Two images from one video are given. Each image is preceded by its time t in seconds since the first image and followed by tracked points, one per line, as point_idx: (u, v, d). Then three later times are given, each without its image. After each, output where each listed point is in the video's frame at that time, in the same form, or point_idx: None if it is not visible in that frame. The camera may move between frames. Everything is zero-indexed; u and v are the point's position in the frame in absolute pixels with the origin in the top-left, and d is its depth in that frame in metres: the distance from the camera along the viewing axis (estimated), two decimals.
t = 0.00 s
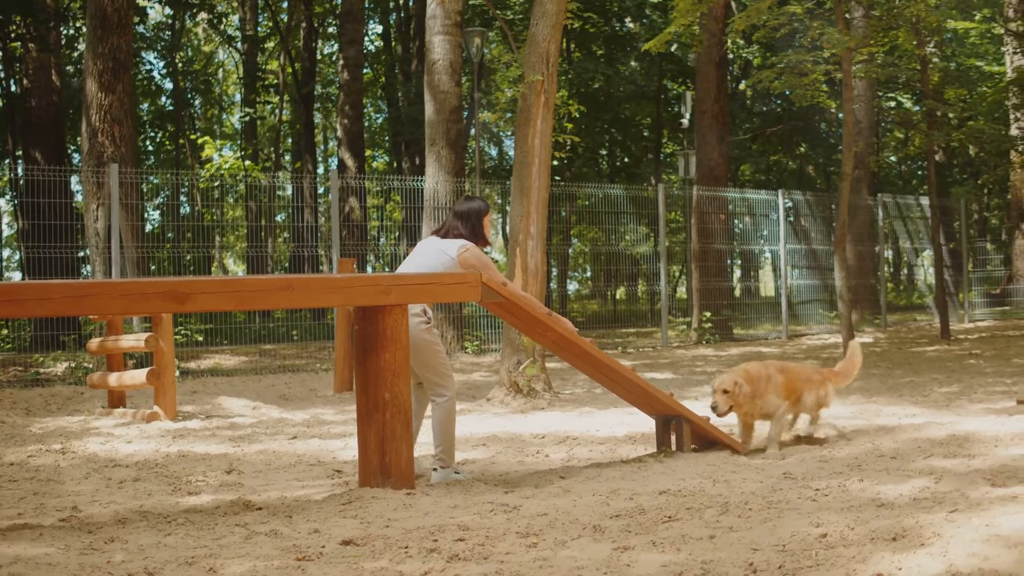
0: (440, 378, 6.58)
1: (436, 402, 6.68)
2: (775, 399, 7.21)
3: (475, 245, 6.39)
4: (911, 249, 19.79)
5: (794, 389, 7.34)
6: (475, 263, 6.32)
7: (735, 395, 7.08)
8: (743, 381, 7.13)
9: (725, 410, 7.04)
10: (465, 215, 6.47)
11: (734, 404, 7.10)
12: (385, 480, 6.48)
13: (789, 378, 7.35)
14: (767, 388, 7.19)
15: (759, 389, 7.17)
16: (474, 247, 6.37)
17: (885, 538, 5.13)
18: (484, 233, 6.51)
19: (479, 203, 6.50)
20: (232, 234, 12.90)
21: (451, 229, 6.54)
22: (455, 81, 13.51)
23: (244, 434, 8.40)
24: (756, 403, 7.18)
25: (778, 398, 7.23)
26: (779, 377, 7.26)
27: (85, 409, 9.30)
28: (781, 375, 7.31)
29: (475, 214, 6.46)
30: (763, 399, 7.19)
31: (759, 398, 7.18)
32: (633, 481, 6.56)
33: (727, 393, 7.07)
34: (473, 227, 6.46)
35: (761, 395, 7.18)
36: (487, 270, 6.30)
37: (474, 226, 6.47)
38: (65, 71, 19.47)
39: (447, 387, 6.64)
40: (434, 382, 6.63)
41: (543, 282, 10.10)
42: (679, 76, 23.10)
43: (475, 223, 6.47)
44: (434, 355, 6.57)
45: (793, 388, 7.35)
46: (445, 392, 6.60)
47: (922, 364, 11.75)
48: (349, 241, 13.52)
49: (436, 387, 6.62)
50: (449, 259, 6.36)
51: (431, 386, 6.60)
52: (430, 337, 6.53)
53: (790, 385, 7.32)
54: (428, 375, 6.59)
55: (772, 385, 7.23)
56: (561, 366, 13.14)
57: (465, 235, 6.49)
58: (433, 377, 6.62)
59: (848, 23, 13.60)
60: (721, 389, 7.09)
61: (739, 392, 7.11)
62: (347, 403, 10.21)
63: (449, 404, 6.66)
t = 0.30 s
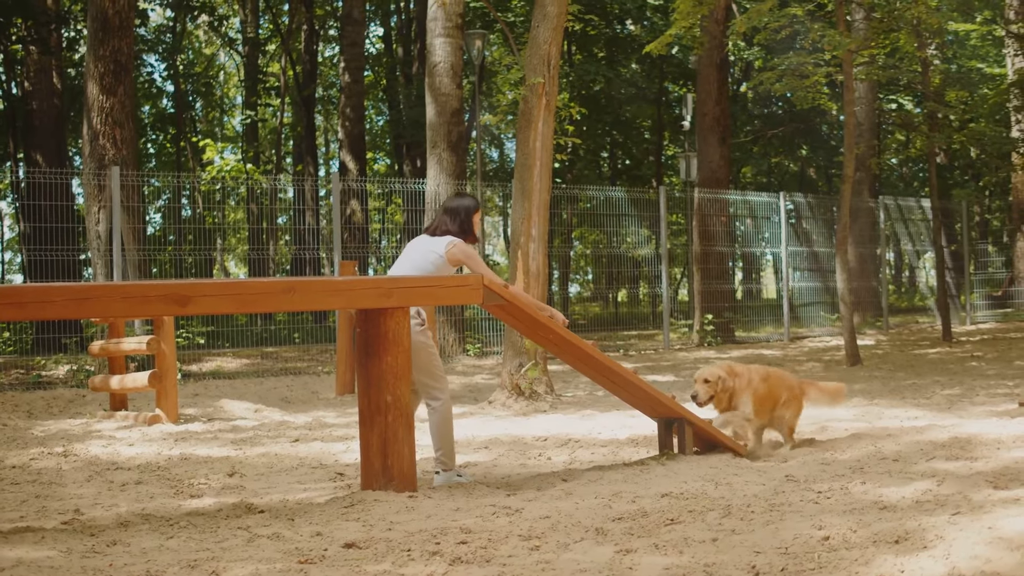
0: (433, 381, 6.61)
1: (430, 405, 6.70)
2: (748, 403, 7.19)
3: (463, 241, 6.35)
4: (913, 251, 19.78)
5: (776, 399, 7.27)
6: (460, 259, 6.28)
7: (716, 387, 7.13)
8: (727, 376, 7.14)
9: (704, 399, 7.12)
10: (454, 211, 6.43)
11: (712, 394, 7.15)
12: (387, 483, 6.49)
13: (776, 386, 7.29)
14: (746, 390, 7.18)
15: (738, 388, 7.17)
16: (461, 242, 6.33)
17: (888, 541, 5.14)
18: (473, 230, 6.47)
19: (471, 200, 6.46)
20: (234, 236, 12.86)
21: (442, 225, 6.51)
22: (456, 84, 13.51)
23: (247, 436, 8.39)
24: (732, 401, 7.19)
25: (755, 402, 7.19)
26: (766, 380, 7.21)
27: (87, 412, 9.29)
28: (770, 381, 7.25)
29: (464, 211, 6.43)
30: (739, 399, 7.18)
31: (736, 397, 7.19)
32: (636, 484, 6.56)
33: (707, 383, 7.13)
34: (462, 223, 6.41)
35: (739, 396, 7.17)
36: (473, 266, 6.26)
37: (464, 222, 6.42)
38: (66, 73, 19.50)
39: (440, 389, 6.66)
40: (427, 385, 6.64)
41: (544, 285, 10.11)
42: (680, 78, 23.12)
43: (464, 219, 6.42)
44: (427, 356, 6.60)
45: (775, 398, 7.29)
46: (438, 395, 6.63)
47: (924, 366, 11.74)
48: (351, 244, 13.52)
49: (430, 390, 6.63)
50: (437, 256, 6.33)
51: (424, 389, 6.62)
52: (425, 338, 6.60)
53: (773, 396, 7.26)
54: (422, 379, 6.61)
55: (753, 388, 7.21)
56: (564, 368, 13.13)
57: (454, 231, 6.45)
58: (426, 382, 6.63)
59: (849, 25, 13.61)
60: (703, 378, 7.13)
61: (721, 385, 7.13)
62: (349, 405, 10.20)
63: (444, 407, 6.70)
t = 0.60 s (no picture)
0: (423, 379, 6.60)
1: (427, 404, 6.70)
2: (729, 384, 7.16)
3: (443, 235, 6.33)
4: (917, 251, 19.79)
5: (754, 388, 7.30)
6: (441, 252, 6.25)
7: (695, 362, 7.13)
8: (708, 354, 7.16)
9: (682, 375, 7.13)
10: (437, 206, 6.44)
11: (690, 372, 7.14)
12: (392, 485, 6.51)
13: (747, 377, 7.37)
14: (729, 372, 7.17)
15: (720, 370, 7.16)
16: (442, 237, 6.31)
17: (894, 541, 5.14)
18: (455, 225, 6.46)
19: (452, 195, 6.49)
20: (238, 239, 12.93)
21: (424, 223, 6.52)
22: (459, 86, 13.53)
23: (251, 439, 8.38)
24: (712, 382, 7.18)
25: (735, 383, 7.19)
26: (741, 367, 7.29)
27: (91, 415, 9.27)
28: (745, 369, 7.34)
29: (445, 206, 6.44)
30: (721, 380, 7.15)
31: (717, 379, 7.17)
32: (641, 484, 6.56)
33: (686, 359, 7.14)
34: (443, 218, 6.42)
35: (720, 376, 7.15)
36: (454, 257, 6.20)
37: (445, 216, 6.42)
38: (69, 76, 19.52)
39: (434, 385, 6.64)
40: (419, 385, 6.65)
41: (549, 286, 10.09)
42: (683, 79, 23.12)
43: (444, 214, 6.43)
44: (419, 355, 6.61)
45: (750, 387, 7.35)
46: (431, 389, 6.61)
47: (929, 366, 11.74)
48: (355, 246, 13.52)
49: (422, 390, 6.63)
50: (419, 252, 6.30)
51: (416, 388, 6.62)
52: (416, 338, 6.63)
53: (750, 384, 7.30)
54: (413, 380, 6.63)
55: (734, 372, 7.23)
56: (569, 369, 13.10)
57: (435, 227, 6.45)
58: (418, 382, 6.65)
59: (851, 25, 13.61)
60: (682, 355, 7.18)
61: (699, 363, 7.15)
62: (353, 408, 10.20)
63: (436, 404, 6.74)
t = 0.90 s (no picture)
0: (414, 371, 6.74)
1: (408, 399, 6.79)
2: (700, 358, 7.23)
3: (427, 227, 6.43)
4: (921, 250, 19.79)
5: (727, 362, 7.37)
6: (425, 243, 6.33)
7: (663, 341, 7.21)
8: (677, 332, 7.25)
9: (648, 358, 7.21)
10: (420, 198, 6.60)
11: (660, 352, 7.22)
12: (397, 485, 6.53)
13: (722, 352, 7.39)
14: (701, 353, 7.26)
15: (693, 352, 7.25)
16: (426, 229, 6.38)
17: (899, 540, 5.14)
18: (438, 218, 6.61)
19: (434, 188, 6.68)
20: (242, 239, 12.84)
21: (409, 217, 6.67)
22: (463, 85, 13.52)
23: (256, 439, 8.37)
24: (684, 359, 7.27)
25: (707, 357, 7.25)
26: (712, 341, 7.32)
27: (96, 415, 9.27)
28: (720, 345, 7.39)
29: (428, 199, 6.60)
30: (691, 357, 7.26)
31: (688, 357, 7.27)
32: (646, 484, 6.57)
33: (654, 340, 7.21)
34: (427, 210, 6.56)
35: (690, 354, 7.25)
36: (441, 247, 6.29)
37: (429, 209, 6.57)
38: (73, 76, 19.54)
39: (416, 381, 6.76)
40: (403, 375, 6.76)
41: (553, 286, 10.10)
42: (687, 79, 23.11)
43: (426, 207, 6.58)
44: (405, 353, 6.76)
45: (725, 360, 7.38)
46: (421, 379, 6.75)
47: (933, 366, 11.72)
48: (359, 246, 13.50)
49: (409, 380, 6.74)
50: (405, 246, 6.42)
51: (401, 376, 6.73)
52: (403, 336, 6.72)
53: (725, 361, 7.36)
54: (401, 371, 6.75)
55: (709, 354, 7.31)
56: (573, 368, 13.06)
57: (419, 221, 6.59)
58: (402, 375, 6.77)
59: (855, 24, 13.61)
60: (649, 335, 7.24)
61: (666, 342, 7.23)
62: (357, 407, 10.20)
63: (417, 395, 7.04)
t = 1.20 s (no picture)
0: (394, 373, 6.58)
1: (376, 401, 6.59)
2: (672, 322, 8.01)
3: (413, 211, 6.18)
4: (932, 248, 19.79)
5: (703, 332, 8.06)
6: (413, 228, 6.11)
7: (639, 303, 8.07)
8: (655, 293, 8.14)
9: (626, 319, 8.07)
10: (408, 181, 6.32)
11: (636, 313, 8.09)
12: (409, 481, 6.53)
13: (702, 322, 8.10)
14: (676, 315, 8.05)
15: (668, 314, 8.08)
16: (413, 213, 6.15)
17: (911, 539, 5.14)
18: (427, 201, 6.33)
19: (424, 169, 6.35)
20: (252, 235, 12.86)
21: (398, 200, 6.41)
22: (474, 83, 13.52)
23: (267, 435, 8.36)
24: (659, 321, 8.07)
25: (680, 323, 8.00)
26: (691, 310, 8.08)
27: (106, 411, 9.27)
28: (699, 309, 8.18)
29: (417, 182, 6.31)
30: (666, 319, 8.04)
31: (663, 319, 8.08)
32: (657, 481, 6.57)
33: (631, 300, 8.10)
34: (414, 194, 6.29)
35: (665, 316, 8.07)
36: (429, 233, 6.04)
37: (417, 193, 6.30)
38: (84, 73, 19.56)
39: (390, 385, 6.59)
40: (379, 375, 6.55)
41: (564, 284, 10.09)
42: (698, 77, 23.10)
43: (414, 191, 6.31)
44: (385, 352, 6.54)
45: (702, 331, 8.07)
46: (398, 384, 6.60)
47: (944, 364, 11.69)
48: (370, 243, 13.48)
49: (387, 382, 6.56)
50: (393, 233, 6.17)
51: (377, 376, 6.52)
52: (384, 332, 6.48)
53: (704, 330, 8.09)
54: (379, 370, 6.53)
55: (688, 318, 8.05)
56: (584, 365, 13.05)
57: (407, 205, 6.33)
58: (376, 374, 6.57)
59: (866, 21, 13.59)
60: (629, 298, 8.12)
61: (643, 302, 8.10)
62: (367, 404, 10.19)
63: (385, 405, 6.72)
